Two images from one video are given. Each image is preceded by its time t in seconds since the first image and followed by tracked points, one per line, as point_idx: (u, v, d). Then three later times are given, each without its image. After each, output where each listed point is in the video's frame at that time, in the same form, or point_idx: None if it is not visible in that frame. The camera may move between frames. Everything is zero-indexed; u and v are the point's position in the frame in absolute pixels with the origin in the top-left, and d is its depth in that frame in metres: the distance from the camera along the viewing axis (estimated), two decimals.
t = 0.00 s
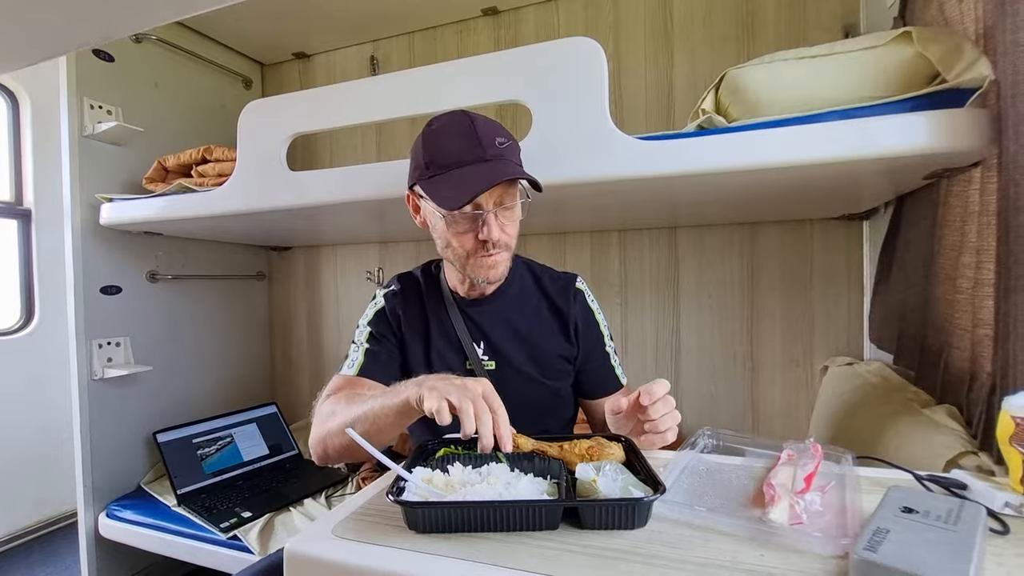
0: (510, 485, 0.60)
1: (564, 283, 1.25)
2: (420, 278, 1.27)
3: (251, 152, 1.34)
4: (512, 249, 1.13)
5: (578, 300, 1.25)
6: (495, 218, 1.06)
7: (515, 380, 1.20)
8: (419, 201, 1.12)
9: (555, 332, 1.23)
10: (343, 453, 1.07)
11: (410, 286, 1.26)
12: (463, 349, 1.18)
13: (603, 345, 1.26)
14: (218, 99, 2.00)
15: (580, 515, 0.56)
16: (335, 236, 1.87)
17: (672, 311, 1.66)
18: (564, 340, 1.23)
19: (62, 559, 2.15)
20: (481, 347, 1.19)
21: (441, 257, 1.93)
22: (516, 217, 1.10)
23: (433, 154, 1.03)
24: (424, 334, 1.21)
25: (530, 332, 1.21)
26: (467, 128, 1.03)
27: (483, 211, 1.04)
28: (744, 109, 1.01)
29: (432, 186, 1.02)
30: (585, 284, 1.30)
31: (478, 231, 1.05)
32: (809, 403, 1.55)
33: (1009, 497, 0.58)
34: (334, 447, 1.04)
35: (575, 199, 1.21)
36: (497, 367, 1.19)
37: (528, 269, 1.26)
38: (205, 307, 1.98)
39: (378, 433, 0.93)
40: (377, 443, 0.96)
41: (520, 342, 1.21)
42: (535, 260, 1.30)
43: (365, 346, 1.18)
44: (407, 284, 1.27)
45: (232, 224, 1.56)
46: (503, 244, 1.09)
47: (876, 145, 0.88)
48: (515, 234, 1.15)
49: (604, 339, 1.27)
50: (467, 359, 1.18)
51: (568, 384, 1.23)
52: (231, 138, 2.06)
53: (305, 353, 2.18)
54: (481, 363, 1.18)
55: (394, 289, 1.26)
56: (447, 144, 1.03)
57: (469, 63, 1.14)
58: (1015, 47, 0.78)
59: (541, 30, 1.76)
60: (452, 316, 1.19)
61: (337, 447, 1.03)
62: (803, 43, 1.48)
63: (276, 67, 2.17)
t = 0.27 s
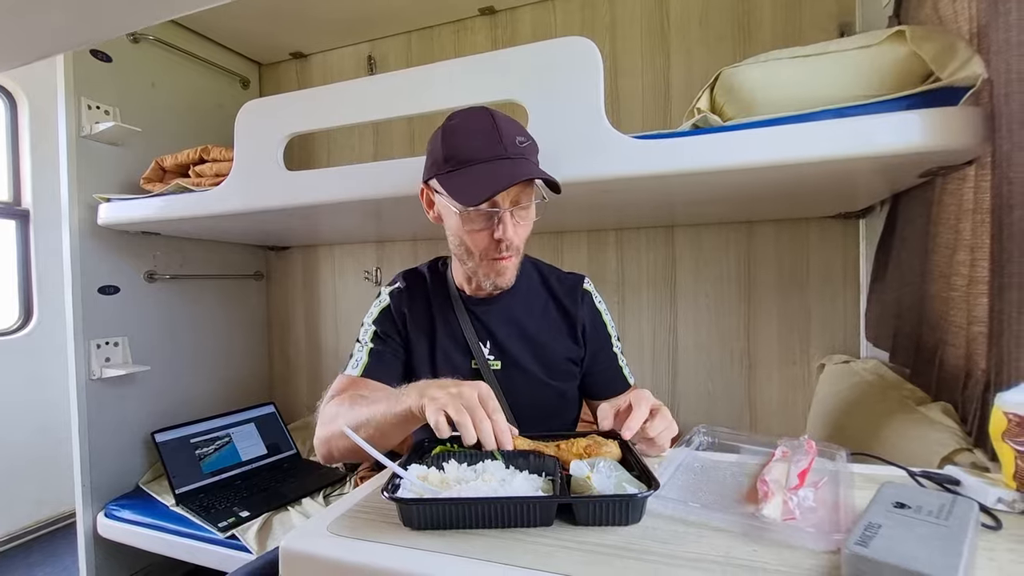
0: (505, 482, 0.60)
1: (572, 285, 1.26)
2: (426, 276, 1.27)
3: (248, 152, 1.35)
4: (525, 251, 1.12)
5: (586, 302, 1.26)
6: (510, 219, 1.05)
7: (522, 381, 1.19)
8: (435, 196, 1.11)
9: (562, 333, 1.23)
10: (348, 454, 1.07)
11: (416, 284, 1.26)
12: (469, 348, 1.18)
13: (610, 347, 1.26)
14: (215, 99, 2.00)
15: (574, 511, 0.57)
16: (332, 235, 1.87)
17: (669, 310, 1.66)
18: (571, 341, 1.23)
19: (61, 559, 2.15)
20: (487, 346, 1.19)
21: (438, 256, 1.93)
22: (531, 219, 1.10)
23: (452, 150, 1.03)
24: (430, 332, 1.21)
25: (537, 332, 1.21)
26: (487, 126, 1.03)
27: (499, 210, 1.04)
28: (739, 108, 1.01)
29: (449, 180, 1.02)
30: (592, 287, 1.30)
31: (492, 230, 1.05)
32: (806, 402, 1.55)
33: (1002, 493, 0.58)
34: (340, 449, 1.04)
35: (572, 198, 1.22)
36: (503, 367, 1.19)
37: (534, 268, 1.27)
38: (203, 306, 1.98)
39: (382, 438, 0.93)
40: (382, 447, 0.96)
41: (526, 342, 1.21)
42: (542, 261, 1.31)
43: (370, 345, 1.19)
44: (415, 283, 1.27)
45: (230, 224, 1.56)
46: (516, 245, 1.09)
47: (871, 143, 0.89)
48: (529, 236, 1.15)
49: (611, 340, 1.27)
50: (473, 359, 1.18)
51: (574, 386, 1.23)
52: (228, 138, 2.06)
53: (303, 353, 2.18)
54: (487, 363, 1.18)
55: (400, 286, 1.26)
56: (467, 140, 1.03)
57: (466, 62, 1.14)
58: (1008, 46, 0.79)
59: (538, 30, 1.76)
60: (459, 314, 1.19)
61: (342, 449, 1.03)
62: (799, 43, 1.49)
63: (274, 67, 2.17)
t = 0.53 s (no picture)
0: (507, 488, 0.60)
1: (574, 285, 1.26)
2: (427, 277, 1.27)
3: (250, 154, 1.34)
4: (527, 251, 1.12)
5: (588, 302, 1.25)
6: (513, 218, 1.05)
7: (525, 383, 1.19)
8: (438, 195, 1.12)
9: (565, 334, 1.23)
10: (348, 456, 1.08)
11: (418, 286, 1.26)
12: (472, 351, 1.18)
13: (615, 344, 1.26)
14: (217, 101, 2.01)
15: (577, 518, 0.56)
16: (334, 237, 1.87)
17: (671, 312, 1.66)
18: (574, 343, 1.23)
19: (63, 561, 2.15)
20: (490, 349, 1.19)
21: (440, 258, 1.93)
22: (533, 218, 1.10)
23: (455, 148, 1.03)
24: (432, 335, 1.21)
25: (539, 334, 1.21)
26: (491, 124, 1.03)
27: (501, 209, 1.04)
28: (742, 110, 1.01)
29: (452, 180, 1.02)
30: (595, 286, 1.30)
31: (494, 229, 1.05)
32: (809, 404, 1.55)
33: (1007, 498, 0.58)
34: (339, 452, 1.04)
35: (574, 201, 1.21)
36: (506, 369, 1.19)
37: (537, 270, 1.27)
38: (204, 308, 1.98)
39: (382, 442, 0.92)
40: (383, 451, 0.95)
41: (529, 344, 1.21)
42: (544, 262, 1.31)
43: (370, 347, 1.18)
44: (416, 285, 1.26)
45: (232, 226, 1.56)
46: (518, 245, 1.09)
47: (874, 145, 0.88)
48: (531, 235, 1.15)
49: (616, 339, 1.26)
50: (475, 362, 1.18)
51: (579, 388, 1.23)
52: (230, 140, 2.06)
53: (305, 355, 2.18)
54: (489, 366, 1.17)
55: (402, 288, 1.25)
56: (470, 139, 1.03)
57: (467, 65, 1.14)
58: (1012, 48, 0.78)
59: (540, 31, 1.76)
60: (461, 316, 1.19)
61: (342, 452, 1.04)
62: (801, 44, 1.48)
63: (275, 69, 2.17)
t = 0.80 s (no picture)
0: (501, 480, 0.60)
1: (567, 280, 1.26)
2: (420, 276, 1.27)
3: (244, 152, 1.34)
4: (518, 245, 1.12)
5: (582, 298, 1.26)
6: (504, 210, 1.05)
7: (520, 379, 1.19)
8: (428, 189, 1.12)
9: (560, 330, 1.23)
10: (339, 456, 1.08)
11: (410, 285, 1.26)
12: (465, 349, 1.18)
13: (610, 338, 1.25)
14: (211, 100, 2.00)
15: (571, 509, 0.57)
16: (329, 235, 1.87)
17: (666, 309, 1.66)
18: (569, 338, 1.23)
19: (58, 562, 2.14)
20: (483, 347, 1.19)
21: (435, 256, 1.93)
22: (524, 212, 1.10)
23: (445, 140, 1.02)
24: (425, 334, 1.21)
25: (533, 331, 1.21)
26: (480, 116, 1.03)
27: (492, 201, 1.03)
28: (735, 106, 1.01)
29: (442, 172, 1.02)
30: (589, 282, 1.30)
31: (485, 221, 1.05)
32: (803, 399, 1.56)
33: (997, 487, 0.58)
34: (329, 453, 1.04)
35: (568, 197, 1.22)
36: (499, 367, 1.19)
37: (530, 266, 1.27)
38: (199, 307, 1.97)
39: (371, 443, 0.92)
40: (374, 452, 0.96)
41: (523, 341, 1.21)
42: (537, 258, 1.31)
43: (362, 346, 1.17)
44: (408, 284, 1.27)
45: (226, 224, 1.56)
46: (509, 238, 1.08)
47: (866, 140, 0.89)
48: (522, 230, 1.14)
49: (612, 334, 1.26)
50: (469, 360, 1.18)
51: (575, 383, 1.23)
52: (224, 139, 2.05)
53: (301, 354, 2.18)
54: (483, 364, 1.18)
55: (394, 287, 1.26)
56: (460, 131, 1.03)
57: (461, 62, 1.14)
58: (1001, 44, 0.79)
59: (534, 29, 1.76)
60: (454, 314, 1.19)
61: (332, 453, 1.04)
62: (794, 41, 1.49)
63: (269, 67, 2.16)
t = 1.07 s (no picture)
0: (500, 481, 0.60)
1: (564, 280, 1.26)
2: (416, 278, 1.27)
3: (242, 153, 1.34)
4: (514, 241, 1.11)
5: (580, 297, 1.25)
6: (497, 204, 1.05)
7: (518, 379, 1.19)
8: (422, 188, 1.12)
9: (558, 329, 1.23)
10: (333, 460, 1.09)
11: (406, 288, 1.26)
12: (462, 350, 1.19)
13: (609, 337, 1.26)
14: (209, 100, 2.00)
15: (570, 510, 0.56)
16: (328, 236, 1.87)
17: (665, 309, 1.66)
18: (566, 337, 1.22)
19: (56, 564, 2.14)
20: (480, 349, 1.20)
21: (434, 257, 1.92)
22: (518, 207, 1.09)
23: (438, 136, 1.03)
24: (421, 337, 1.21)
25: (529, 331, 1.21)
26: (473, 112, 1.03)
27: (485, 195, 1.03)
28: (734, 106, 1.01)
29: (435, 167, 1.01)
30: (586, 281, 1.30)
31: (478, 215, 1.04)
32: (802, 399, 1.56)
33: (996, 487, 0.58)
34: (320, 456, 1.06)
35: (567, 197, 1.22)
36: (497, 368, 1.19)
37: (526, 266, 1.27)
38: (197, 308, 1.97)
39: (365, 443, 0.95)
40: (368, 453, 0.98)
41: (520, 342, 1.21)
42: (534, 258, 1.31)
43: (355, 351, 1.18)
44: (404, 288, 1.26)
45: (224, 225, 1.56)
46: (504, 232, 1.08)
47: (864, 140, 0.89)
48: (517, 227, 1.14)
49: (608, 329, 1.26)
50: (466, 361, 1.18)
51: (574, 383, 1.22)
52: (222, 139, 2.05)
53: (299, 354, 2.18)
54: (480, 365, 1.18)
55: (389, 290, 1.25)
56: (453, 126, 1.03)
57: (460, 62, 1.14)
58: (999, 43, 0.79)
59: (533, 30, 1.76)
60: (450, 316, 1.19)
61: (325, 455, 1.06)
62: (793, 42, 1.49)
63: (268, 68, 2.16)
